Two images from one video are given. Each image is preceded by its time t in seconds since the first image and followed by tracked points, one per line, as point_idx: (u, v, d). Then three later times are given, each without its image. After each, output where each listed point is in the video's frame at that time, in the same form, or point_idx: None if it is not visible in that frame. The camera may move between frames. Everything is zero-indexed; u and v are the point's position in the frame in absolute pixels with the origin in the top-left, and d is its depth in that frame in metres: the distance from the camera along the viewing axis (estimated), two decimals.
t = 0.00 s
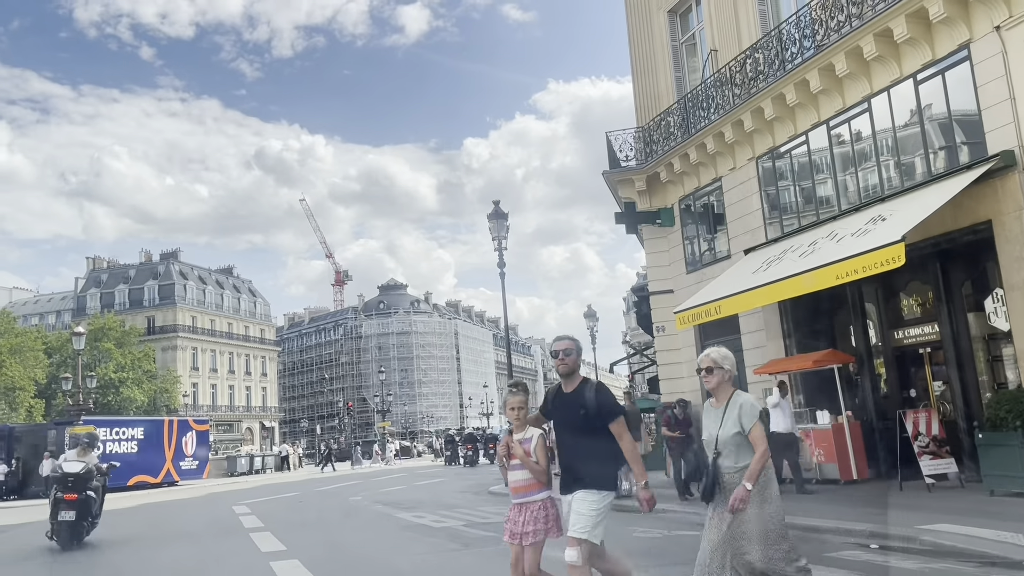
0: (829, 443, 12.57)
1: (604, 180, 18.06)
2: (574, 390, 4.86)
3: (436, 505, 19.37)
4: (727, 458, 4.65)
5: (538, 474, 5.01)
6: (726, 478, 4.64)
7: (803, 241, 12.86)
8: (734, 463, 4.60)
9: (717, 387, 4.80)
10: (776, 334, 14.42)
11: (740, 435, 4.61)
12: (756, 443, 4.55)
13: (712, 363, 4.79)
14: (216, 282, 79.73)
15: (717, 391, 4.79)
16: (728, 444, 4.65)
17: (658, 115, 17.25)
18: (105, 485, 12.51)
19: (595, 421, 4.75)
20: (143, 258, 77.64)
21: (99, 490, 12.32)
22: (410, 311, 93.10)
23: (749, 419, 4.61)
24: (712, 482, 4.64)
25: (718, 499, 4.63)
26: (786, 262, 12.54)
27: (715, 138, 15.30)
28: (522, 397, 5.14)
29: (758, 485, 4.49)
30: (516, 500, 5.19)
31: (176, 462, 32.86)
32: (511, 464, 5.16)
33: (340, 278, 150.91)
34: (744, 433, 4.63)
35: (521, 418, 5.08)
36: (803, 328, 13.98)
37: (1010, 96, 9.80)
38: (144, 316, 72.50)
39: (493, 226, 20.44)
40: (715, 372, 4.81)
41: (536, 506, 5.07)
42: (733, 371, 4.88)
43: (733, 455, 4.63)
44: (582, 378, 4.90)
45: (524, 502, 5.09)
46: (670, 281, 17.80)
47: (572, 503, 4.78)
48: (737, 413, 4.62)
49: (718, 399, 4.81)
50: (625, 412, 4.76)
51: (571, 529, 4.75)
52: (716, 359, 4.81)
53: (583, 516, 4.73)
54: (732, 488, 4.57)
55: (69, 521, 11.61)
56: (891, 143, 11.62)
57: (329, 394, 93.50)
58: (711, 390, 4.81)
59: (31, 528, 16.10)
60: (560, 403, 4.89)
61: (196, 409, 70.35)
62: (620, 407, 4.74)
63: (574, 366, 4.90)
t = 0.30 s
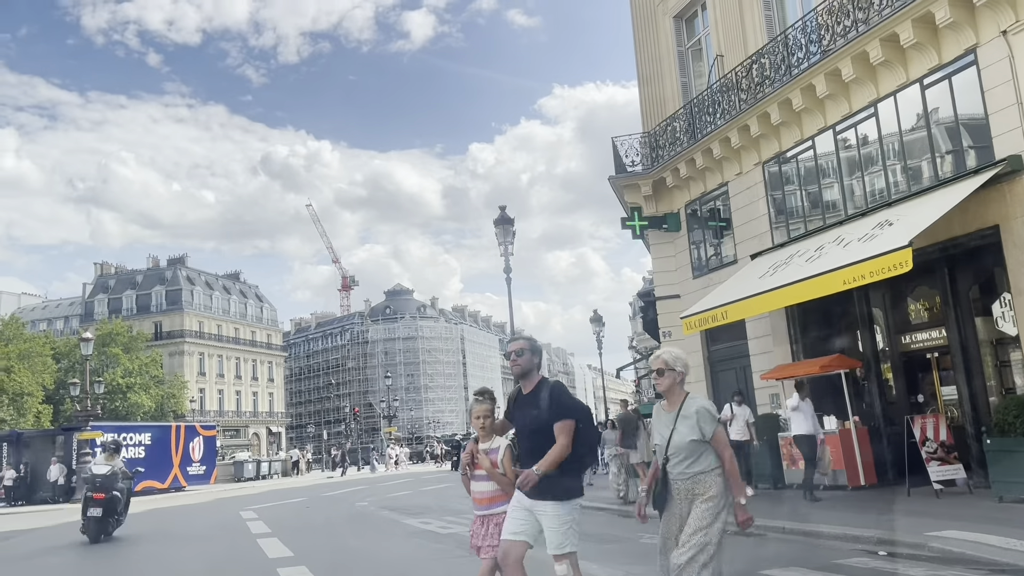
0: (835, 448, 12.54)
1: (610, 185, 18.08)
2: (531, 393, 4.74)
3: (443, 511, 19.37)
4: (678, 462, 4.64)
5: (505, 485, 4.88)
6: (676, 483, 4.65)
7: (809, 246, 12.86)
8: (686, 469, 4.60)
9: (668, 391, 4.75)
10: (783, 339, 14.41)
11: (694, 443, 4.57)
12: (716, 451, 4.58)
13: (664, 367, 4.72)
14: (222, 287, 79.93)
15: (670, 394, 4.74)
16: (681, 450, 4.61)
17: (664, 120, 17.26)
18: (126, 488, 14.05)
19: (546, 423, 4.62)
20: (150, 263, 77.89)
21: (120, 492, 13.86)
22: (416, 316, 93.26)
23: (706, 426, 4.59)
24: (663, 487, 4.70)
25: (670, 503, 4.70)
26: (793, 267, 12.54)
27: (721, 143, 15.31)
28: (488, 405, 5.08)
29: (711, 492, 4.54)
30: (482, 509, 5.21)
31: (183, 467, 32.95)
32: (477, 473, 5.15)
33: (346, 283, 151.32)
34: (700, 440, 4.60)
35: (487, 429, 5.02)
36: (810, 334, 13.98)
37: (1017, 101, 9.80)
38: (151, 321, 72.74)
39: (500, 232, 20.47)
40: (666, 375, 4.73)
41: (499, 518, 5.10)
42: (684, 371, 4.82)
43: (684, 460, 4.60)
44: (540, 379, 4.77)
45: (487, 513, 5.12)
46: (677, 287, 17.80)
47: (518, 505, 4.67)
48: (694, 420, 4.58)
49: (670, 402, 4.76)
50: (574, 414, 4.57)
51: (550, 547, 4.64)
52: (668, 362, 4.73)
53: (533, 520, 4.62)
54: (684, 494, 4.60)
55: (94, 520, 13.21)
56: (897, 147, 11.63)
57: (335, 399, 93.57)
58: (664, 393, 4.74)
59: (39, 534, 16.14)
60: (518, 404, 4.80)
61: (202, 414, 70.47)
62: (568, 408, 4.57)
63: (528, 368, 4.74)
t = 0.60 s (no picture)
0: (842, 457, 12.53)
1: (616, 192, 18.11)
2: (475, 405, 4.47)
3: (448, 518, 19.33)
4: (625, 474, 4.30)
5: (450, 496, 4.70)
6: (624, 495, 4.31)
7: (815, 252, 12.85)
8: (633, 483, 4.27)
9: (622, 397, 4.37)
10: (789, 346, 14.39)
11: (644, 456, 4.23)
12: (666, 466, 4.25)
13: (619, 372, 4.32)
14: (228, 294, 80.16)
15: (623, 401, 4.35)
16: (629, 463, 4.27)
17: (670, 126, 17.29)
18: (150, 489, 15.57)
19: (485, 436, 4.35)
20: (157, 270, 78.12)
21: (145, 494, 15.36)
22: (422, 322, 93.52)
23: (659, 439, 4.25)
24: (609, 500, 4.35)
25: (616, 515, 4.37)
26: (799, 273, 12.53)
27: (727, 149, 15.32)
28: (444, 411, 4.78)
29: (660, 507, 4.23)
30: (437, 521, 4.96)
31: (188, 474, 32.98)
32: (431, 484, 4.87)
33: (352, 290, 151.69)
34: (651, 453, 4.26)
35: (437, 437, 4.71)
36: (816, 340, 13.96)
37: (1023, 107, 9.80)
38: (157, 327, 72.94)
39: (505, 238, 20.50)
40: (621, 380, 4.35)
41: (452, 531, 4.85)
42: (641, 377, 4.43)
43: (633, 473, 4.27)
44: (485, 391, 4.50)
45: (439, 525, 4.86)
46: (682, 293, 17.80)
47: (462, 523, 4.43)
48: (646, 431, 4.23)
49: (623, 409, 4.38)
50: (512, 427, 4.29)
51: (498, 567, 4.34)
52: (624, 367, 4.34)
53: (476, 540, 4.36)
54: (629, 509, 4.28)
55: (122, 519, 14.76)
56: (902, 154, 11.64)
57: (340, 406, 93.60)
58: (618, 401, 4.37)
59: (45, 540, 16.12)
60: (464, 415, 4.55)
61: (208, 421, 70.54)
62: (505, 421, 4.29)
63: (472, 377, 4.50)
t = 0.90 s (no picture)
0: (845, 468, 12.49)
1: (618, 202, 18.14)
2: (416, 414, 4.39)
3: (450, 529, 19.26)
4: (571, 493, 4.27)
5: (387, 517, 4.51)
6: (571, 515, 4.26)
7: (818, 263, 12.86)
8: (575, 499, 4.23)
9: (564, 411, 4.38)
10: (792, 357, 14.38)
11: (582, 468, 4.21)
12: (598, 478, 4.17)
13: (559, 385, 4.39)
14: (231, 303, 80.27)
15: (565, 415, 4.36)
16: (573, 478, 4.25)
17: (673, 137, 17.32)
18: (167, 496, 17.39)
19: (427, 448, 4.25)
20: (160, 278, 78.22)
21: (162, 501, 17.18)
22: (425, 332, 93.60)
23: (595, 450, 4.21)
24: (559, 522, 4.29)
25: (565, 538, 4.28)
26: (802, 284, 12.52)
27: (730, 160, 15.35)
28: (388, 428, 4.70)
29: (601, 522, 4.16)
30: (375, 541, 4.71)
31: (190, 483, 32.91)
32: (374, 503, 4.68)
33: (355, 299, 151.82)
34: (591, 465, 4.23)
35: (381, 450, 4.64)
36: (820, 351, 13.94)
37: None
38: (160, 336, 73.02)
39: (508, 248, 20.52)
40: (563, 394, 4.39)
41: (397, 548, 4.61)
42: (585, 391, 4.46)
43: (577, 490, 4.25)
44: (427, 399, 4.46)
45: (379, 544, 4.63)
46: (685, 304, 17.79)
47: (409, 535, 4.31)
48: (584, 443, 4.22)
49: (566, 424, 4.38)
50: (458, 436, 4.22)
51: None
52: (564, 380, 4.39)
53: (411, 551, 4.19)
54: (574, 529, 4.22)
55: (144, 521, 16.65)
56: (905, 165, 11.66)
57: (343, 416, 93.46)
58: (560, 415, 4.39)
59: (46, 549, 16.09)
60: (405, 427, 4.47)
61: (210, 430, 70.46)
62: (452, 430, 4.20)
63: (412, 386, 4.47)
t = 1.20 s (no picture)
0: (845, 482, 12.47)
1: (618, 215, 18.17)
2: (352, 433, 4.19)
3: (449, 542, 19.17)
4: (488, 505, 4.17)
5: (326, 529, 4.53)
6: (489, 529, 4.17)
7: (818, 277, 12.88)
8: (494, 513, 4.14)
9: (484, 421, 4.27)
10: (792, 370, 14.39)
11: (503, 481, 4.12)
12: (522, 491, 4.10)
13: (479, 393, 4.25)
14: (231, 314, 80.23)
15: (484, 424, 4.26)
16: (491, 491, 4.15)
17: (673, 150, 17.38)
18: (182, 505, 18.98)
19: (363, 472, 4.01)
20: (160, 289, 78.17)
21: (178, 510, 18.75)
22: (424, 344, 93.67)
23: (516, 463, 4.12)
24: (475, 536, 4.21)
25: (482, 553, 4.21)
26: (801, 297, 12.54)
27: (729, 174, 15.39)
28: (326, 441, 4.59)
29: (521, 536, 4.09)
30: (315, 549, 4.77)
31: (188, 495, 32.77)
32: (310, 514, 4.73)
33: (355, 311, 151.83)
34: (511, 478, 4.14)
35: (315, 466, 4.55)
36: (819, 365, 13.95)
37: None
38: (159, 347, 72.96)
39: (507, 260, 20.54)
40: (482, 402, 4.27)
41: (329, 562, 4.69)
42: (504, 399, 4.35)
43: (496, 504, 4.16)
44: (362, 421, 4.23)
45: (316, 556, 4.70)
46: (684, 316, 17.81)
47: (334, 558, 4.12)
48: (505, 454, 4.12)
49: (486, 433, 4.28)
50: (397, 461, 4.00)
51: None
52: (484, 388, 4.27)
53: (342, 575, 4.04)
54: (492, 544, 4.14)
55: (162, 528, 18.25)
56: (904, 179, 11.71)
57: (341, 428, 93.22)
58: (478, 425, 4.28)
59: (43, 561, 16.00)
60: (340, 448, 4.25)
61: (209, 442, 70.24)
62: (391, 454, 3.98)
63: (348, 404, 4.24)
